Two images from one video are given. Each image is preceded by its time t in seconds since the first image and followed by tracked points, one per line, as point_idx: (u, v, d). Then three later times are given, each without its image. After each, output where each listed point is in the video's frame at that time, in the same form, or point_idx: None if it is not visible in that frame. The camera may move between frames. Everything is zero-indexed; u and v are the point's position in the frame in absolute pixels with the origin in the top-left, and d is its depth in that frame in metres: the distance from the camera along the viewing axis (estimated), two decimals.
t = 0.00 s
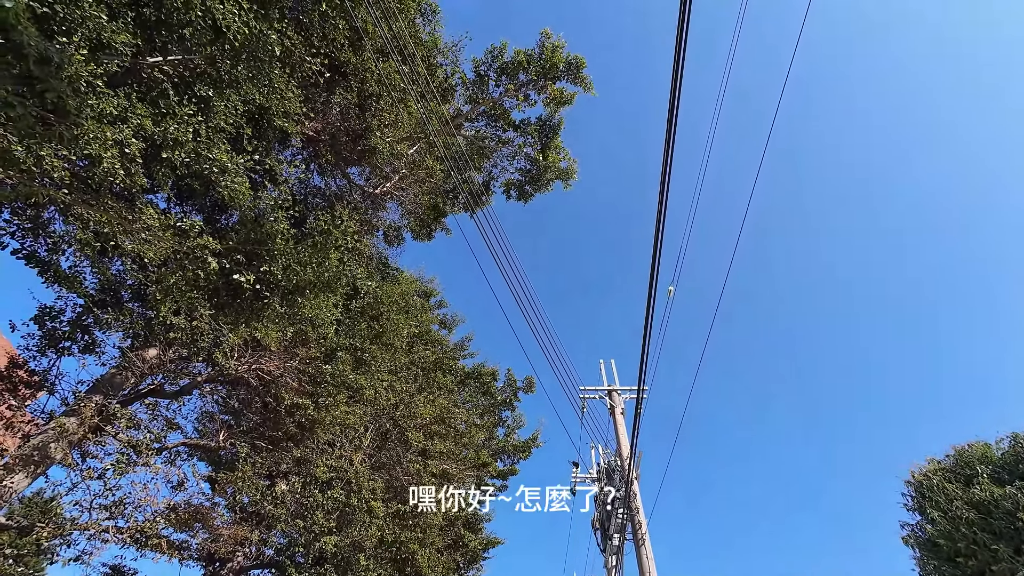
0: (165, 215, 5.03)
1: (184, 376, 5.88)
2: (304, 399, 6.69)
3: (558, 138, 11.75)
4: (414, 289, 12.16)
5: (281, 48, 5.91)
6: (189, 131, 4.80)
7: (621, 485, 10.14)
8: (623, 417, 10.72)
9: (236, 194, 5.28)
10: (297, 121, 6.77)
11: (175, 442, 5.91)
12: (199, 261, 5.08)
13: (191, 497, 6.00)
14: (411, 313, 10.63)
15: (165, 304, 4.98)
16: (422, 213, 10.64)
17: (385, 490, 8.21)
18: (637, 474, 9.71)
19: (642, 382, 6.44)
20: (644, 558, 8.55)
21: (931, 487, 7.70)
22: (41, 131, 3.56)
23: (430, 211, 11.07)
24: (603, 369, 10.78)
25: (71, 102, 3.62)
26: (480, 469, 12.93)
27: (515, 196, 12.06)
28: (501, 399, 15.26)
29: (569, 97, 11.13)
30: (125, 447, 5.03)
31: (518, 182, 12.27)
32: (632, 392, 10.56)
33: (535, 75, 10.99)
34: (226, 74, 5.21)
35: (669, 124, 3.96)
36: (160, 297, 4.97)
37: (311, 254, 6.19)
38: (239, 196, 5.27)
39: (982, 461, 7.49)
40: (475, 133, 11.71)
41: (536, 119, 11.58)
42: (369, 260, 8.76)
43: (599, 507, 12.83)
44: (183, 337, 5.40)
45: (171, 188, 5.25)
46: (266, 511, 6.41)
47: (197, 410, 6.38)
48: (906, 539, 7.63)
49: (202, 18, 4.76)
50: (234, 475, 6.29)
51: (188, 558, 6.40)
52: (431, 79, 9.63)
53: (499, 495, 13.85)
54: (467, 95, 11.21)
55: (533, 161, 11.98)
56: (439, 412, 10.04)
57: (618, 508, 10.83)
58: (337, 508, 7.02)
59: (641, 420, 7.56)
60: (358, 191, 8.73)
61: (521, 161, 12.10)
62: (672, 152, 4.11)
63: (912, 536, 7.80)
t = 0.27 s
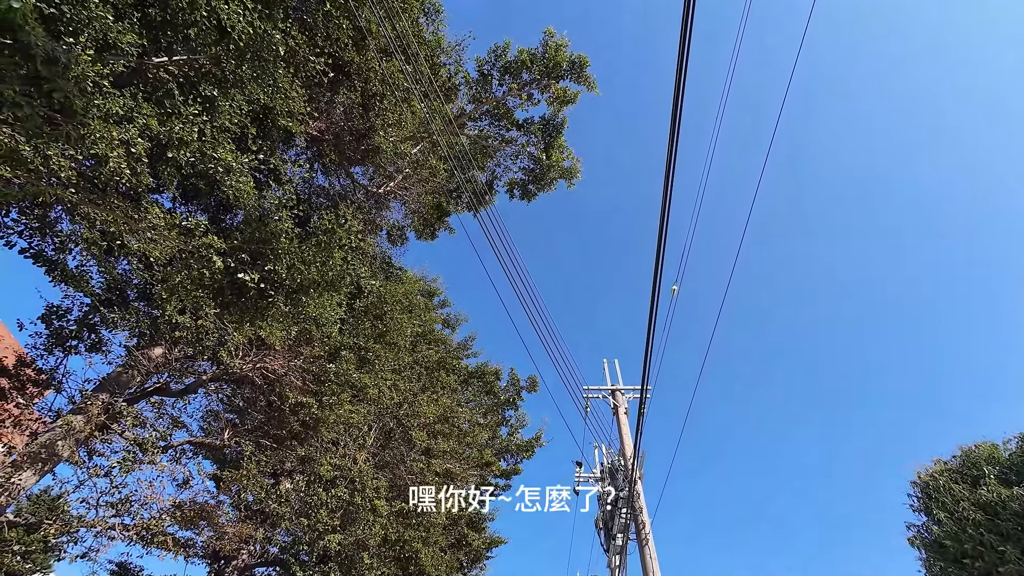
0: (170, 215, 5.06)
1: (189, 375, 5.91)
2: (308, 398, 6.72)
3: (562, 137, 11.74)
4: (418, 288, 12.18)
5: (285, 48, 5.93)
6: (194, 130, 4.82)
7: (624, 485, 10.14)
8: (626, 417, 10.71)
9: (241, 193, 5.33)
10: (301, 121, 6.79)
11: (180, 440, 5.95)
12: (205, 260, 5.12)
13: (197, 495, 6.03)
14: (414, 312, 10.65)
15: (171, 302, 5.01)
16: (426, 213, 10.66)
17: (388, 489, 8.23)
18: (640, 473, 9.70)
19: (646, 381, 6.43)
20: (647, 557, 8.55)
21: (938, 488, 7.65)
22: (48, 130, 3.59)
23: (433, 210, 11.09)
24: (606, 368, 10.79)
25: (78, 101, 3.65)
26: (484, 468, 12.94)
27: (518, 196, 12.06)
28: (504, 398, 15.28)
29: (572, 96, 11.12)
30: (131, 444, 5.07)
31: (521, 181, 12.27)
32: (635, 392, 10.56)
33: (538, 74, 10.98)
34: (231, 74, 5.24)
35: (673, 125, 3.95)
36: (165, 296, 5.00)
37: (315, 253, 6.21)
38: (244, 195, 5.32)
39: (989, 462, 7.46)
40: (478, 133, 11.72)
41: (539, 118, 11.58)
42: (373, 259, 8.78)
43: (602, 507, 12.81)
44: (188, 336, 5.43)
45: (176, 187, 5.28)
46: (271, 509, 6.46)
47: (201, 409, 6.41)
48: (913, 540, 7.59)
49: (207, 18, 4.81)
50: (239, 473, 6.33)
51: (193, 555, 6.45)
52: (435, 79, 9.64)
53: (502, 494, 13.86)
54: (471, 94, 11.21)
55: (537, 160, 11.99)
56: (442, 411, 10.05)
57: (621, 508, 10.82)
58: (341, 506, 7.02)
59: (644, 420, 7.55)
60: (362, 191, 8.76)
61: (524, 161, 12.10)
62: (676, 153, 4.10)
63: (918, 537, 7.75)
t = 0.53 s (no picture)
0: (179, 216, 5.11)
1: (197, 375, 5.96)
2: (314, 398, 6.76)
3: (567, 138, 11.73)
4: (423, 289, 12.21)
5: (293, 51, 5.97)
6: (203, 133, 4.87)
7: (629, 487, 10.11)
8: (632, 419, 10.68)
9: (248, 195, 5.32)
10: (308, 123, 6.84)
11: (187, 440, 5.99)
12: (212, 262, 5.14)
13: (204, 494, 6.07)
14: (420, 313, 10.68)
15: (179, 303, 5.06)
16: (431, 214, 10.69)
17: (393, 489, 8.25)
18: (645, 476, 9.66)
19: (652, 384, 6.40)
20: (652, 560, 8.51)
21: (948, 493, 7.58)
22: (60, 133, 3.63)
23: (439, 211, 11.12)
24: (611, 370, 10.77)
25: (89, 105, 3.69)
26: (488, 469, 12.94)
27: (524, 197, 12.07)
28: (509, 400, 15.28)
29: (578, 98, 11.11)
30: (140, 444, 5.11)
31: (527, 182, 12.27)
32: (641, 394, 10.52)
33: (544, 76, 10.98)
34: (239, 76, 5.29)
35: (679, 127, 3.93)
36: (174, 297, 5.05)
37: (321, 255, 6.24)
38: (251, 197, 5.32)
39: (1001, 467, 7.38)
40: (483, 134, 11.74)
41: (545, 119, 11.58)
42: (379, 260, 8.82)
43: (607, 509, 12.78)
44: (196, 336, 5.48)
45: (185, 189, 5.33)
46: (277, 509, 6.51)
47: (208, 409, 6.46)
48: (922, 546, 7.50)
49: (216, 22, 4.80)
50: (245, 473, 6.37)
51: (200, 553, 6.50)
52: (440, 81, 9.68)
53: (506, 496, 13.86)
54: (476, 96, 11.23)
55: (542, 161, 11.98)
56: (447, 412, 10.07)
57: (626, 510, 10.78)
58: (347, 507, 7.04)
59: (649, 422, 7.53)
60: (368, 192, 8.81)
61: (529, 162, 12.11)
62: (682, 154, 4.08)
63: (928, 542, 7.66)
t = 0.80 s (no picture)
0: (188, 218, 5.17)
1: (205, 375, 6.01)
2: (320, 399, 6.79)
3: (574, 141, 11.74)
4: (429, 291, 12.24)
5: (301, 54, 6.03)
6: (213, 135, 4.93)
7: (635, 491, 10.05)
8: (637, 423, 10.63)
9: (256, 197, 5.38)
10: (316, 126, 6.90)
11: (195, 439, 6.04)
12: (221, 263, 5.19)
13: (210, 494, 6.12)
14: (426, 315, 10.71)
15: (188, 304, 5.12)
16: (437, 216, 10.73)
17: (398, 490, 8.27)
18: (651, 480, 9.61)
19: (657, 388, 6.38)
20: (657, 566, 8.45)
21: (960, 501, 7.47)
22: (75, 137, 3.69)
23: (445, 213, 11.16)
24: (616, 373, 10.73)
25: (103, 108, 3.75)
26: (493, 471, 12.93)
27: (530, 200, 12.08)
28: (514, 402, 15.27)
29: (584, 100, 11.11)
30: (148, 443, 5.16)
31: (533, 185, 12.29)
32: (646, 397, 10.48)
33: (551, 79, 11.01)
34: (249, 80, 5.36)
35: (687, 128, 3.93)
36: (183, 298, 5.10)
37: (329, 256, 6.28)
38: (259, 200, 5.38)
39: (1014, 475, 7.26)
40: (490, 137, 11.77)
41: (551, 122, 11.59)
42: (385, 262, 8.86)
43: (612, 513, 12.72)
44: (204, 337, 5.53)
45: (195, 191, 5.39)
46: (282, 509, 6.54)
47: (216, 409, 6.52)
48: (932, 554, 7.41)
49: (226, 26, 4.88)
50: (252, 473, 6.42)
51: (206, 552, 6.55)
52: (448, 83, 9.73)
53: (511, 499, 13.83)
54: (483, 98, 11.27)
55: (548, 164, 11.99)
56: (452, 414, 10.08)
57: (631, 514, 10.72)
58: (351, 507, 7.05)
59: (654, 426, 7.49)
60: (375, 194, 8.86)
61: (536, 164, 12.12)
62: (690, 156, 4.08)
63: (939, 551, 7.56)
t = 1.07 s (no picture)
0: (197, 219, 5.23)
1: (211, 374, 6.07)
2: (325, 400, 6.81)
3: (580, 143, 11.75)
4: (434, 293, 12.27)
5: (310, 57, 6.09)
6: (221, 138, 4.98)
7: (639, 495, 10.01)
8: (642, 426, 10.59)
9: (264, 199, 5.43)
10: (324, 128, 6.96)
11: (201, 438, 6.09)
12: (228, 263, 5.24)
13: (215, 493, 6.17)
14: (431, 317, 10.74)
15: (195, 304, 5.17)
16: (443, 218, 10.76)
17: (401, 492, 8.28)
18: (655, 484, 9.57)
19: (662, 391, 6.36)
20: (661, 570, 8.41)
21: (971, 510, 7.70)
22: (86, 138, 3.74)
23: (451, 215, 11.20)
24: (621, 376, 10.71)
25: (114, 110, 3.80)
26: (497, 473, 12.92)
27: (535, 202, 12.09)
28: (518, 405, 15.27)
29: (590, 103, 11.13)
30: (155, 442, 5.22)
31: (539, 187, 12.31)
32: (651, 401, 10.44)
33: (557, 81, 11.04)
34: (257, 82, 5.42)
35: (694, 128, 3.94)
36: (190, 298, 5.16)
37: (335, 258, 6.31)
38: (267, 201, 5.43)
39: None
40: (496, 139, 11.81)
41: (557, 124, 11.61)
42: (391, 264, 8.91)
43: (616, 517, 12.68)
44: (211, 337, 5.58)
45: (203, 192, 5.45)
46: (287, 509, 6.57)
47: (221, 408, 6.57)
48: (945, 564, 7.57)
49: (235, 29, 4.95)
50: (256, 472, 6.46)
51: (211, 551, 6.59)
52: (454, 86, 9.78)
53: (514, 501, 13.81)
54: (489, 101, 11.31)
55: (554, 166, 12.01)
56: (456, 416, 10.09)
57: (635, 518, 10.68)
58: (355, 508, 7.07)
59: (659, 429, 7.47)
60: (381, 196, 8.91)
61: (542, 167, 12.15)
62: (696, 156, 4.09)
63: (949, 559, 7.76)
